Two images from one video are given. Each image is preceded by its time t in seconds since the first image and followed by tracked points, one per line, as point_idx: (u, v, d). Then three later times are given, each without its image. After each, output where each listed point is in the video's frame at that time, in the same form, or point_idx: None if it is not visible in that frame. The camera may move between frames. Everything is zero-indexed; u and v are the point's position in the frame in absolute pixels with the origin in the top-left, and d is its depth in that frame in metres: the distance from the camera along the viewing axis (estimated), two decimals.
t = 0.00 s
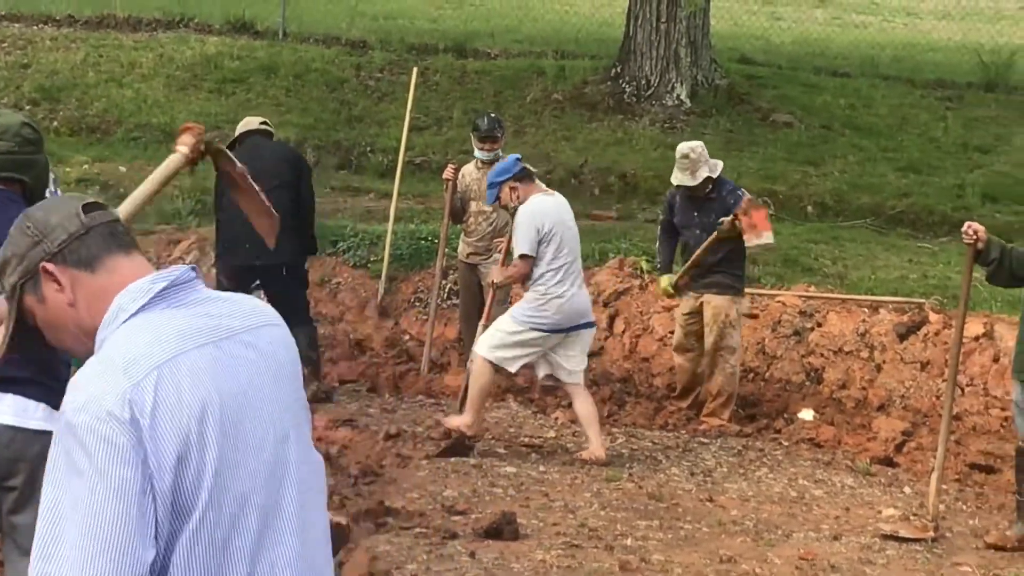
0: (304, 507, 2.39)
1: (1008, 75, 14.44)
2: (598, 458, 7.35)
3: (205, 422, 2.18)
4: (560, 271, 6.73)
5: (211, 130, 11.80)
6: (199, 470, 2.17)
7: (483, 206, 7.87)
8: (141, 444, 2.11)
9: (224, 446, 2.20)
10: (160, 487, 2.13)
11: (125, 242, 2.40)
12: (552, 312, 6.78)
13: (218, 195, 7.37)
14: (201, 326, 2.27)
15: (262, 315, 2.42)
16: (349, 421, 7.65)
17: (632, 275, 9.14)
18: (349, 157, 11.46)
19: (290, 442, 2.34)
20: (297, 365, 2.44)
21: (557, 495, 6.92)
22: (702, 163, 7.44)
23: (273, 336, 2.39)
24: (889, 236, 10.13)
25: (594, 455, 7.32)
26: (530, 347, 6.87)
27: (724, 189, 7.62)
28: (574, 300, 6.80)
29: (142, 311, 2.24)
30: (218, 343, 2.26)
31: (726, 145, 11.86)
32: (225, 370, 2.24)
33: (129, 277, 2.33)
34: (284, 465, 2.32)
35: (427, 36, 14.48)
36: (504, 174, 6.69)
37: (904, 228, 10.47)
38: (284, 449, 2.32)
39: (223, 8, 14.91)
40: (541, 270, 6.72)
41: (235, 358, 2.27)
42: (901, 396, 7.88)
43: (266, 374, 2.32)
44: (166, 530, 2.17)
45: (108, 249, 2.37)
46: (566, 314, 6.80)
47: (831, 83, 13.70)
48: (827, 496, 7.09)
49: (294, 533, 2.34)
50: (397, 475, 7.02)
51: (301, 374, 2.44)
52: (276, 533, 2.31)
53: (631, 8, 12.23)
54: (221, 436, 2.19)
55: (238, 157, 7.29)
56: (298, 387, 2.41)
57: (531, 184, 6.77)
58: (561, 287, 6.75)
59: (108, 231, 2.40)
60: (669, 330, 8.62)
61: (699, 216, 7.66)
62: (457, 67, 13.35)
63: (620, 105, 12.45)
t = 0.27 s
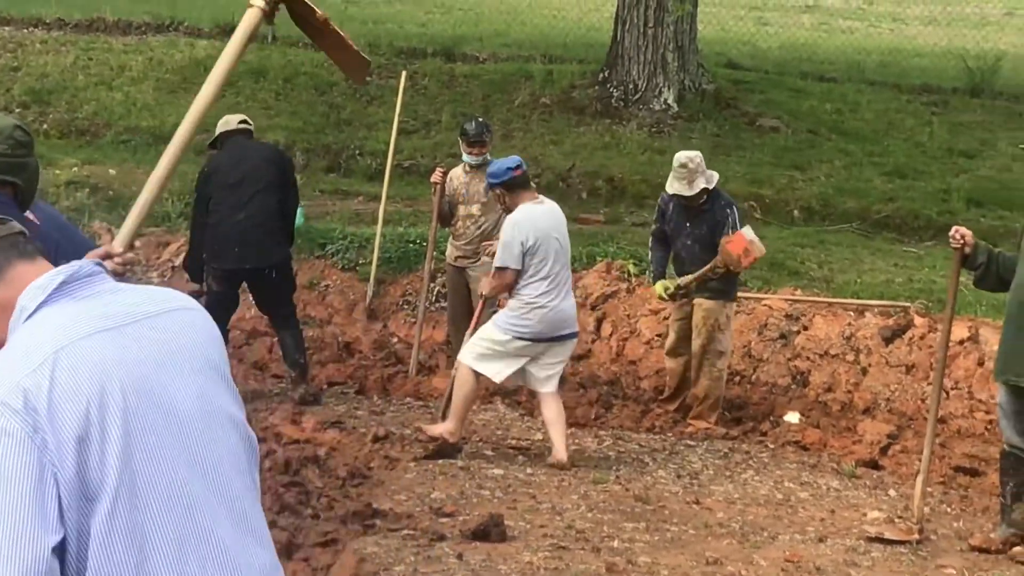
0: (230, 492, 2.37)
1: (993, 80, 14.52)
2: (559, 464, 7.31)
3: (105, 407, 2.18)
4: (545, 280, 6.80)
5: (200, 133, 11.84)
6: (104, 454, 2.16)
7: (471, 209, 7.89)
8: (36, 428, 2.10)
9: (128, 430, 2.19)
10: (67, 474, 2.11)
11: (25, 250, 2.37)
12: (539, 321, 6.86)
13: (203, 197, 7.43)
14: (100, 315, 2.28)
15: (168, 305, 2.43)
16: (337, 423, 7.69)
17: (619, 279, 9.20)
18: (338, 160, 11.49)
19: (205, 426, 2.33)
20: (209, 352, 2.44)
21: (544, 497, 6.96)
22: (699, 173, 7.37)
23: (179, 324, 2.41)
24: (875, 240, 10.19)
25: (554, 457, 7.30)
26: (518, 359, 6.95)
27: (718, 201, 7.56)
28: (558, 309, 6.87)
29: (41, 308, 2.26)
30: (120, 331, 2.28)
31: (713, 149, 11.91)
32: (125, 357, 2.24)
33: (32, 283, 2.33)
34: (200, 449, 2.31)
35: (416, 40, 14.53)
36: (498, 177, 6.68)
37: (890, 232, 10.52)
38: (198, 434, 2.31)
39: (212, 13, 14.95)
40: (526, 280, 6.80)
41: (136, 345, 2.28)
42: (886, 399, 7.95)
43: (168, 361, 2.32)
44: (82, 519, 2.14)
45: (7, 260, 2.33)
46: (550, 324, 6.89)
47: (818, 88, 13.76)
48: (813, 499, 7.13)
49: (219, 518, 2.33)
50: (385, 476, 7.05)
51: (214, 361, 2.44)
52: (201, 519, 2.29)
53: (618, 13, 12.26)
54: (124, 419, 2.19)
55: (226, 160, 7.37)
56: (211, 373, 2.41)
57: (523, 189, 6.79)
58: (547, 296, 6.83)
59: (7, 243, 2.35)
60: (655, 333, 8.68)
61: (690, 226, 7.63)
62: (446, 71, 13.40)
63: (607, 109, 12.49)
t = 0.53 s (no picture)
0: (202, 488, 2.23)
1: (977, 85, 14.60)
2: (546, 466, 7.34)
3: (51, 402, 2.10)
4: (536, 283, 6.83)
5: (188, 136, 11.87)
6: (51, 451, 2.08)
7: (458, 213, 7.92)
8: None
9: (76, 424, 2.11)
10: (10, 470, 2.04)
11: None
12: (529, 322, 6.88)
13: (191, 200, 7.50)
14: (57, 310, 2.21)
15: (137, 299, 2.33)
16: (324, 425, 7.73)
17: (605, 282, 9.26)
18: (325, 163, 11.53)
19: (168, 419, 2.21)
20: (182, 343, 2.32)
21: (530, 499, 7.00)
22: (688, 184, 7.32)
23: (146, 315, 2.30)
24: (859, 244, 10.26)
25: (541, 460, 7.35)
26: (514, 365, 6.93)
27: (707, 211, 7.53)
28: (549, 311, 6.88)
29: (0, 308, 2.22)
30: (77, 326, 2.20)
31: (698, 153, 11.97)
32: (78, 351, 2.16)
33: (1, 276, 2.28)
34: (161, 444, 2.19)
35: (403, 44, 14.58)
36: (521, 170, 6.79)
37: (874, 236, 10.59)
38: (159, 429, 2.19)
39: (201, 16, 14.99)
40: (519, 281, 6.85)
41: (92, 339, 2.20)
42: (869, 402, 8.00)
43: (129, 354, 2.22)
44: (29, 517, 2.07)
45: None
46: (541, 326, 6.90)
47: (802, 93, 13.82)
48: (797, 501, 7.18)
49: (187, 516, 2.19)
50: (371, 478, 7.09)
51: (187, 353, 2.31)
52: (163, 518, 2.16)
53: (605, 17, 12.31)
54: (72, 414, 2.11)
55: (212, 160, 7.43)
56: (182, 365, 2.29)
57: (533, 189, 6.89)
58: (538, 299, 6.86)
59: None
60: (641, 335, 8.73)
61: (677, 234, 7.65)
62: (433, 75, 13.44)
63: (593, 113, 12.54)
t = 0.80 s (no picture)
0: (178, 483, 2.34)
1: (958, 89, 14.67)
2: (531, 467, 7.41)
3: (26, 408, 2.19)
4: (521, 283, 6.89)
5: (175, 139, 11.92)
6: (28, 455, 2.16)
7: (444, 215, 7.98)
8: None
9: (52, 427, 2.20)
10: None
11: None
12: (514, 322, 6.95)
13: (190, 201, 7.55)
14: (28, 318, 2.31)
15: (106, 304, 2.43)
16: (310, 425, 7.79)
17: (589, 284, 9.33)
18: (311, 165, 11.57)
19: (141, 420, 2.32)
20: (153, 345, 2.43)
21: (514, 499, 7.06)
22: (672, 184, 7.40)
23: (115, 319, 2.41)
24: (841, 248, 10.34)
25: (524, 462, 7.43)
26: (502, 364, 7.00)
27: (691, 209, 7.61)
28: (534, 311, 6.94)
29: None
30: (47, 332, 2.30)
31: (682, 156, 12.03)
32: (52, 358, 2.26)
33: None
34: (136, 443, 2.30)
35: (389, 47, 14.64)
36: (518, 172, 6.84)
37: (856, 239, 10.67)
38: (133, 429, 2.31)
39: (188, 20, 15.03)
40: (506, 281, 6.92)
41: (63, 346, 2.30)
42: (851, 403, 8.08)
43: (100, 359, 2.32)
44: (10, 521, 2.15)
45: None
46: (526, 325, 6.96)
47: (785, 97, 13.89)
48: (779, 502, 7.24)
49: (163, 510, 2.31)
50: (357, 478, 7.14)
51: (157, 355, 2.43)
52: (140, 513, 2.28)
53: (588, 21, 12.38)
54: (47, 420, 2.20)
55: (212, 161, 7.49)
56: (154, 366, 2.40)
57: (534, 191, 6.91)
58: (524, 298, 6.92)
59: None
60: (624, 337, 8.80)
61: (660, 234, 7.72)
62: (419, 78, 13.50)
63: (578, 117, 12.60)
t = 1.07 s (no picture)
0: (167, 482, 2.49)
1: (940, 90, 14.73)
2: (516, 467, 7.48)
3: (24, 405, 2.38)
4: (508, 284, 6.93)
5: (163, 140, 11.95)
6: (25, 451, 2.36)
7: (430, 216, 8.02)
8: None
9: (47, 424, 2.39)
10: None
11: None
12: (501, 323, 7.00)
13: (202, 207, 7.66)
14: (34, 317, 2.49)
15: (110, 304, 2.58)
16: (297, 425, 7.83)
17: (574, 284, 9.39)
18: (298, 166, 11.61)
19: (131, 421, 2.47)
20: (151, 347, 2.57)
21: (500, 498, 7.10)
22: (655, 183, 7.47)
23: (117, 321, 2.56)
24: (824, 248, 10.41)
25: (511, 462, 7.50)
26: (487, 364, 7.08)
27: (672, 210, 7.66)
28: (521, 312, 7.02)
29: None
30: (51, 331, 2.47)
31: (666, 158, 12.09)
32: (52, 357, 2.44)
33: None
34: (126, 443, 2.46)
35: (375, 50, 14.69)
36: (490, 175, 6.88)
37: (839, 240, 10.75)
38: (124, 429, 2.46)
39: (175, 22, 15.07)
40: (492, 282, 6.94)
41: (65, 345, 2.47)
42: (834, 403, 8.16)
43: (98, 358, 2.49)
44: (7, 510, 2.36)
45: None
46: (513, 326, 7.02)
47: (768, 99, 13.96)
48: (763, 501, 7.29)
49: (152, 506, 2.46)
50: (343, 478, 7.19)
51: (156, 357, 2.57)
52: (129, 508, 2.44)
53: (573, 24, 12.43)
54: (44, 418, 2.39)
55: (220, 167, 7.56)
56: (149, 368, 2.54)
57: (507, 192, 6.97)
58: (511, 299, 6.98)
59: None
60: (609, 337, 8.86)
61: (638, 227, 7.80)
62: (405, 80, 13.55)
63: (563, 119, 12.65)
